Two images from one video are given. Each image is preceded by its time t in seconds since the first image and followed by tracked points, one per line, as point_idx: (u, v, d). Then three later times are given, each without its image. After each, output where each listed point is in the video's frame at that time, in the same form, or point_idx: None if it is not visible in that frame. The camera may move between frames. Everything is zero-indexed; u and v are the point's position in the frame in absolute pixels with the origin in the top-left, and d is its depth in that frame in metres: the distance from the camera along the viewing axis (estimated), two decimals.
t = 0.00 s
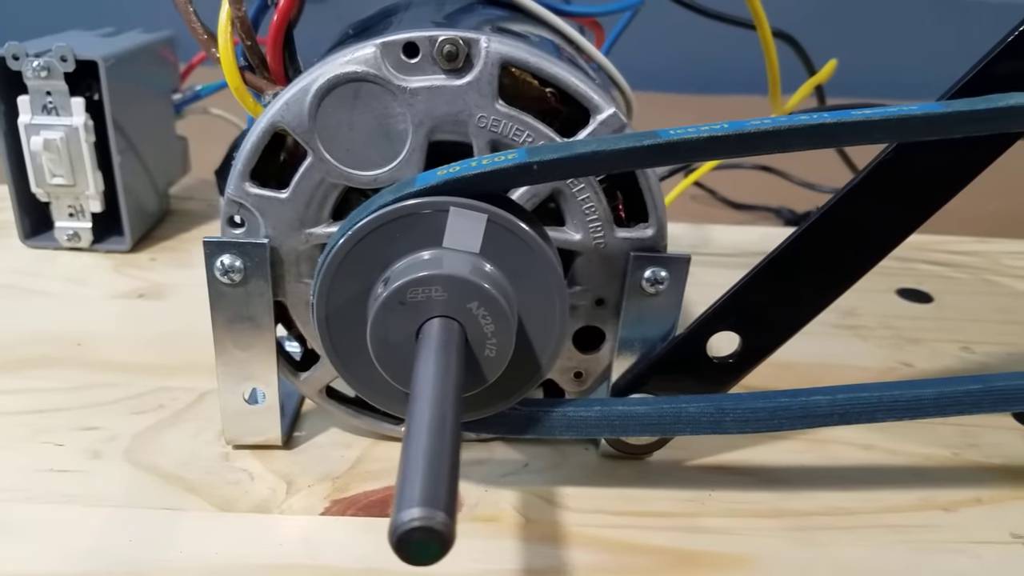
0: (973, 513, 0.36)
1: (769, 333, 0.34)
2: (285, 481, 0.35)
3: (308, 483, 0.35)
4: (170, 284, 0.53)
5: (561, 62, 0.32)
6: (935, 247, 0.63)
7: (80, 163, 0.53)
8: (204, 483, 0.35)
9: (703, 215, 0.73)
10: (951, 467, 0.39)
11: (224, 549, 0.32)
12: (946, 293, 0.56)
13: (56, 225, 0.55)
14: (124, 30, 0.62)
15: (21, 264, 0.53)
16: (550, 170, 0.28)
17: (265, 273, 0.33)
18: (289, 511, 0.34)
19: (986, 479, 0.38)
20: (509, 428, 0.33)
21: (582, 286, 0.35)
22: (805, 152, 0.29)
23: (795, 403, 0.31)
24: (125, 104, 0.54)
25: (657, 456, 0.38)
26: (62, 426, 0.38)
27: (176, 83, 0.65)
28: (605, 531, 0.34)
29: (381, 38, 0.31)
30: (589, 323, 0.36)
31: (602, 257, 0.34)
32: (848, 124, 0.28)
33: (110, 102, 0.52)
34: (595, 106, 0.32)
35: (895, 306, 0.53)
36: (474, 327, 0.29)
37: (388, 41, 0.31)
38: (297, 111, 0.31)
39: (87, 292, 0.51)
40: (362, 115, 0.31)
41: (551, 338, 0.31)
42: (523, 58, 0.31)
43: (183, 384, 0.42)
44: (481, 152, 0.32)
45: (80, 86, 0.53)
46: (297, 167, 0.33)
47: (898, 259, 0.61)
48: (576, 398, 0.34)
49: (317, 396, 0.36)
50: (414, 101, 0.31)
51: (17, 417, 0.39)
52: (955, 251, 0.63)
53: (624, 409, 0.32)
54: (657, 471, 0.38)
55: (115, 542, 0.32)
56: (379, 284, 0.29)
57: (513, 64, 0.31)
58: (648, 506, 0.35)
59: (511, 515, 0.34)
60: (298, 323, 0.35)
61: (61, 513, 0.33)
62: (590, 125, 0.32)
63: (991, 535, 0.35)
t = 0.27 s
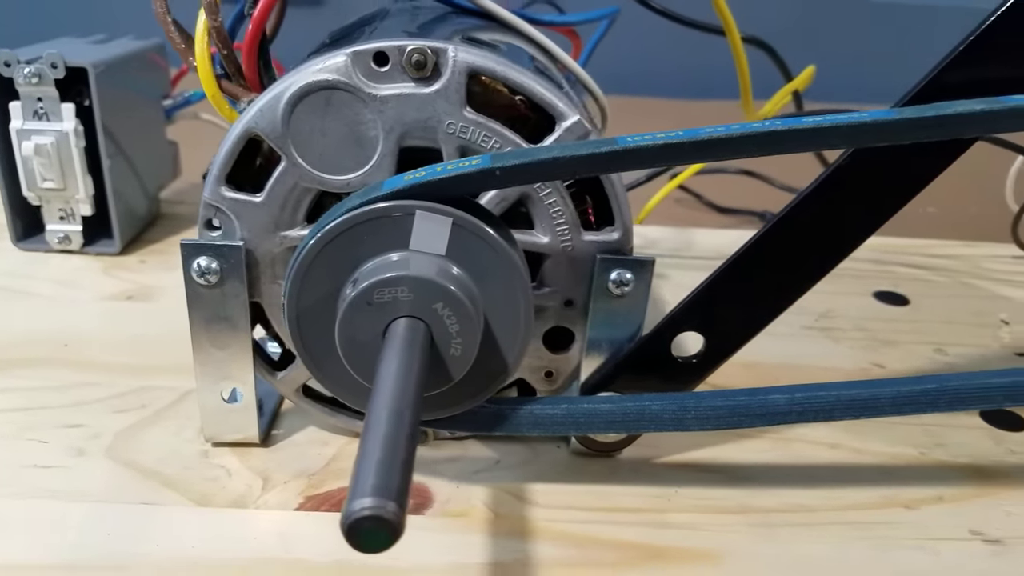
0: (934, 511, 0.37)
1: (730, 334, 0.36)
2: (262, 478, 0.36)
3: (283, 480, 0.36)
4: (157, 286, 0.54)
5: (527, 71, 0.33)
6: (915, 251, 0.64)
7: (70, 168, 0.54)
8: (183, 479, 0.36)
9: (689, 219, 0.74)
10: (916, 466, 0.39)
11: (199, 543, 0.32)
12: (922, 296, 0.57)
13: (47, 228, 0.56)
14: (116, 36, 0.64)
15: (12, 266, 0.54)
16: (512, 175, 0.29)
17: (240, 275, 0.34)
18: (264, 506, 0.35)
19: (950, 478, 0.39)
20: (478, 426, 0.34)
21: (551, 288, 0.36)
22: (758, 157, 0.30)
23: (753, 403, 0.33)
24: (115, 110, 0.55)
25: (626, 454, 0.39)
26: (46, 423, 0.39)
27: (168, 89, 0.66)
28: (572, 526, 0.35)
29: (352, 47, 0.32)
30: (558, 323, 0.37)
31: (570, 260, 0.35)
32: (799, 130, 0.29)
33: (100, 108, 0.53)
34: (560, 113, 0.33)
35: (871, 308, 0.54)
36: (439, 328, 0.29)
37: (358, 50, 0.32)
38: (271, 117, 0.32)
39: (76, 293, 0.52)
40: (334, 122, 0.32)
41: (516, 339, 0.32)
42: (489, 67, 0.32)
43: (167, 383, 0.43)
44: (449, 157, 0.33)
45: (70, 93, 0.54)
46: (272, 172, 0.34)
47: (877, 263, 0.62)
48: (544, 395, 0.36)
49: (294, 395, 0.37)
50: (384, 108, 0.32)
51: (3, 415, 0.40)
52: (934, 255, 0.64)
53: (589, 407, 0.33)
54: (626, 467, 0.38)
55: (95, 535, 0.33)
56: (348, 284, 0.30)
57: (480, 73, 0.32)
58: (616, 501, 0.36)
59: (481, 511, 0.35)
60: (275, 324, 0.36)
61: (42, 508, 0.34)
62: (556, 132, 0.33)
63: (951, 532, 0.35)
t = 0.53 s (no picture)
0: (895, 506, 0.38)
1: (696, 334, 0.37)
2: (245, 470, 0.38)
3: (265, 472, 0.38)
4: (151, 286, 0.55)
5: (499, 80, 0.34)
6: (896, 256, 0.65)
7: (67, 171, 0.55)
8: (170, 470, 0.38)
9: (676, 224, 0.75)
10: (881, 463, 0.41)
11: (181, 531, 0.34)
12: (899, 300, 0.58)
13: (45, 229, 0.57)
14: (115, 43, 0.65)
15: (11, 266, 0.56)
16: (480, 178, 0.31)
17: (224, 274, 0.35)
18: (246, 497, 0.36)
19: (913, 475, 0.40)
20: (452, 420, 0.35)
21: (525, 288, 0.37)
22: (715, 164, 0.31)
23: (715, 398, 0.34)
24: (112, 115, 0.57)
25: (599, 449, 0.41)
26: (40, 416, 0.41)
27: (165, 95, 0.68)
28: (542, 517, 0.36)
29: (331, 56, 0.33)
30: (532, 322, 0.38)
31: (542, 261, 0.36)
32: (753, 138, 0.30)
33: (97, 113, 0.54)
34: (531, 121, 0.34)
35: (847, 312, 0.56)
36: (410, 325, 0.31)
37: (336, 60, 0.33)
38: (253, 123, 0.33)
39: (72, 292, 0.53)
40: (313, 128, 0.34)
41: (487, 336, 0.33)
42: (461, 76, 0.33)
43: (157, 379, 0.44)
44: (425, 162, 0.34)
45: (68, 99, 0.56)
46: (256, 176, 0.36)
47: (857, 268, 0.63)
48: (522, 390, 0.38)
49: (277, 390, 0.38)
50: (361, 114, 0.33)
51: None
52: (914, 260, 0.65)
53: (559, 403, 0.35)
54: (598, 462, 0.40)
55: (82, 522, 0.34)
56: (324, 283, 0.31)
57: (453, 81, 0.33)
58: (586, 494, 0.38)
59: (455, 502, 0.37)
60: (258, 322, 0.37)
61: (32, 496, 0.35)
62: (527, 139, 0.34)
63: (910, 527, 0.37)
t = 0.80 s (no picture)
0: (844, 499, 0.39)
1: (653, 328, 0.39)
2: (216, 462, 0.39)
3: (236, 464, 0.39)
4: (137, 286, 0.57)
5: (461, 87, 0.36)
6: (868, 261, 0.67)
7: (57, 174, 0.57)
8: (145, 461, 0.39)
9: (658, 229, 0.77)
10: (834, 459, 0.42)
11: (152, 518, 0.35)
12: (868, 302, 0.59)
13: (35, 230, 0.59)
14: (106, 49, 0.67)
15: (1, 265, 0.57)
16: (438, 181, 0.33)
17: (197, 272, 0.37)
18: (217, 487, 0.38)
19: (863, 470, 0.41)
20: (414, 413, 0.36)
21: (488, 286, 0.38)
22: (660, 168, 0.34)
23: (666, 392, 0.36)
24: (101, 119, 0.59)
25: (561, 444, 0.42)
26: (22, 409, 0.42)
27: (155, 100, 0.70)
28: (502, 507, 0.37)
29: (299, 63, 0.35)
30: (495, 320, 0.39)
31: (504, 261, 0.38)
32: (697, 144, 0.31)
33: (85, 118, 0.56)
34: (491, 126, 0.36)
35: (816, 314, 0.57)
36: (370, 322, 0.32)
37: (303, 66, 0.35)
38: (224, 126, 0.35)
39: (59, 291, 0.55)
40: (282, 131, 0.35)
41: (446, 333, 0.34)
42: (424, 82, 0.35)
43: (138, 374, 0.46)
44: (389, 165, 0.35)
45: (58, 103, 0.57)
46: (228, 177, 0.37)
47: (830, 271, 0.65)
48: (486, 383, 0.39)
49: (249, 385, 0.39)
50: (327, 118, 0.35)
51: None
52: (886, 264, 0.66)
53: (517, 397, 0.36)
54: (560, 455, 0.42)
55: (58, 509, 0.35)
56: (289, 279, 0.33)
57: (416, 87, 0.35)
58: (546, 485, 0.39)
59: (418, 493, 0.38)
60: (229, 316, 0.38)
61: (11, 485, 0.37)
62: (487, 143, 0.36)
63: (856, 518, 0.38)
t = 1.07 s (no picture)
0: (805, 498, 0.41)
1: (617, 333, 0.41)
2: (197, 465, 0.41)
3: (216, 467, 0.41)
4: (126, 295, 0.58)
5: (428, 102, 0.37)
6: (843, 267, 0.68)
7: (48, 187, 0.59)
8: (129, 465, 0.40)
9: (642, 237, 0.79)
10: (798, 459, 0.44)
11: (134, 519, 0.37)
12: (840, 307, 0.61)
13: (27, 242, 0.60)
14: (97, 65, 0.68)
15: None
16: (403, 193, 0.34)
17: (176, 281, 0.39)
18: (197, 489, 0.39)
19: (826, 469, 0.43)
20: (386, 416, 0.38)
21: (458, 293, 0.40)
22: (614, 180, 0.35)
23: (628, 396, 0.37)
24: (91, 132, 0.60)
25: (534, 446, 0.44)
26: (11, 415, 0.44)
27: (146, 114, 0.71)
28: (472, 507, 0.39)
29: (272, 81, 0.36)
30: (466, 326, 0.41)
31: (473, 269, 0.39)
32: (645, 157, 0.34)
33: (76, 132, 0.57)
34: (457, 140, 0.37)
35: (788, 319, 0.59)
36: (340, 329, 0.33)
37: (275, 84, 0.36)
38: (200, 142, 0.36)
39: (50, 301, 0.56)
40: (256, 146, 0.37)
41: (415, 339, 0.36)
42: (391, 98, 0.36)
43: (124, 382, 0.47)
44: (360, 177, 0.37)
45: (50, 118, 0.59)
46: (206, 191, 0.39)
47: (804, 278, 0.66)
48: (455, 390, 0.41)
49: (228, 390, 0.41)
50: (299, 134, 0.36)
51: None
52: (862, 270, 0.68)
53: (485, 400, 0.37)
54: (531, 457, 0.43)
55: (43, 510, 0.37)
56: (261, 287, 0.34)
57: (384, 103, 0.36)
58: (515, 486, 0.40)
59: (391, 494, 0.39)
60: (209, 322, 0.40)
61: None
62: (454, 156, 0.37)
63: (816, 516, 0.39)
